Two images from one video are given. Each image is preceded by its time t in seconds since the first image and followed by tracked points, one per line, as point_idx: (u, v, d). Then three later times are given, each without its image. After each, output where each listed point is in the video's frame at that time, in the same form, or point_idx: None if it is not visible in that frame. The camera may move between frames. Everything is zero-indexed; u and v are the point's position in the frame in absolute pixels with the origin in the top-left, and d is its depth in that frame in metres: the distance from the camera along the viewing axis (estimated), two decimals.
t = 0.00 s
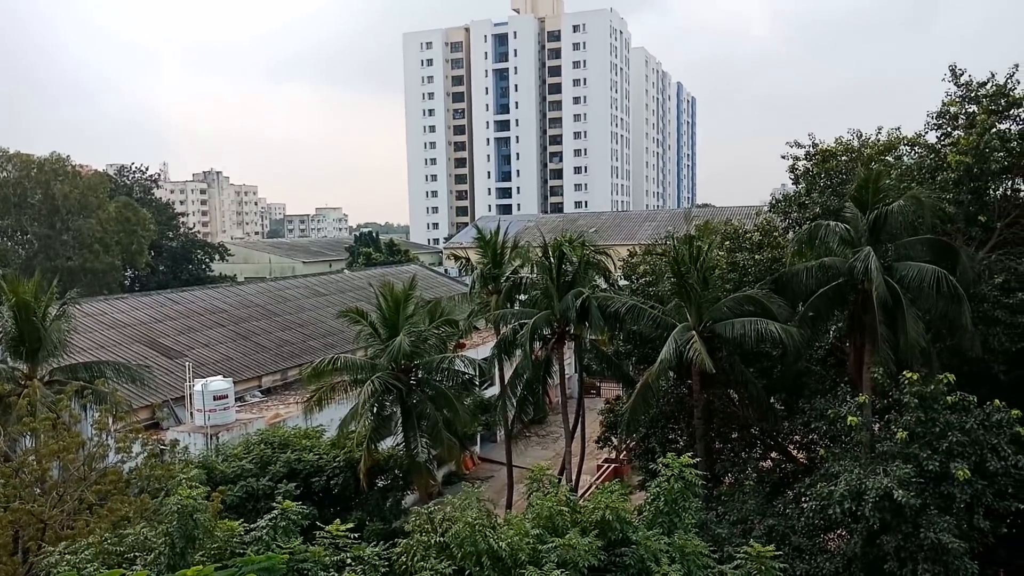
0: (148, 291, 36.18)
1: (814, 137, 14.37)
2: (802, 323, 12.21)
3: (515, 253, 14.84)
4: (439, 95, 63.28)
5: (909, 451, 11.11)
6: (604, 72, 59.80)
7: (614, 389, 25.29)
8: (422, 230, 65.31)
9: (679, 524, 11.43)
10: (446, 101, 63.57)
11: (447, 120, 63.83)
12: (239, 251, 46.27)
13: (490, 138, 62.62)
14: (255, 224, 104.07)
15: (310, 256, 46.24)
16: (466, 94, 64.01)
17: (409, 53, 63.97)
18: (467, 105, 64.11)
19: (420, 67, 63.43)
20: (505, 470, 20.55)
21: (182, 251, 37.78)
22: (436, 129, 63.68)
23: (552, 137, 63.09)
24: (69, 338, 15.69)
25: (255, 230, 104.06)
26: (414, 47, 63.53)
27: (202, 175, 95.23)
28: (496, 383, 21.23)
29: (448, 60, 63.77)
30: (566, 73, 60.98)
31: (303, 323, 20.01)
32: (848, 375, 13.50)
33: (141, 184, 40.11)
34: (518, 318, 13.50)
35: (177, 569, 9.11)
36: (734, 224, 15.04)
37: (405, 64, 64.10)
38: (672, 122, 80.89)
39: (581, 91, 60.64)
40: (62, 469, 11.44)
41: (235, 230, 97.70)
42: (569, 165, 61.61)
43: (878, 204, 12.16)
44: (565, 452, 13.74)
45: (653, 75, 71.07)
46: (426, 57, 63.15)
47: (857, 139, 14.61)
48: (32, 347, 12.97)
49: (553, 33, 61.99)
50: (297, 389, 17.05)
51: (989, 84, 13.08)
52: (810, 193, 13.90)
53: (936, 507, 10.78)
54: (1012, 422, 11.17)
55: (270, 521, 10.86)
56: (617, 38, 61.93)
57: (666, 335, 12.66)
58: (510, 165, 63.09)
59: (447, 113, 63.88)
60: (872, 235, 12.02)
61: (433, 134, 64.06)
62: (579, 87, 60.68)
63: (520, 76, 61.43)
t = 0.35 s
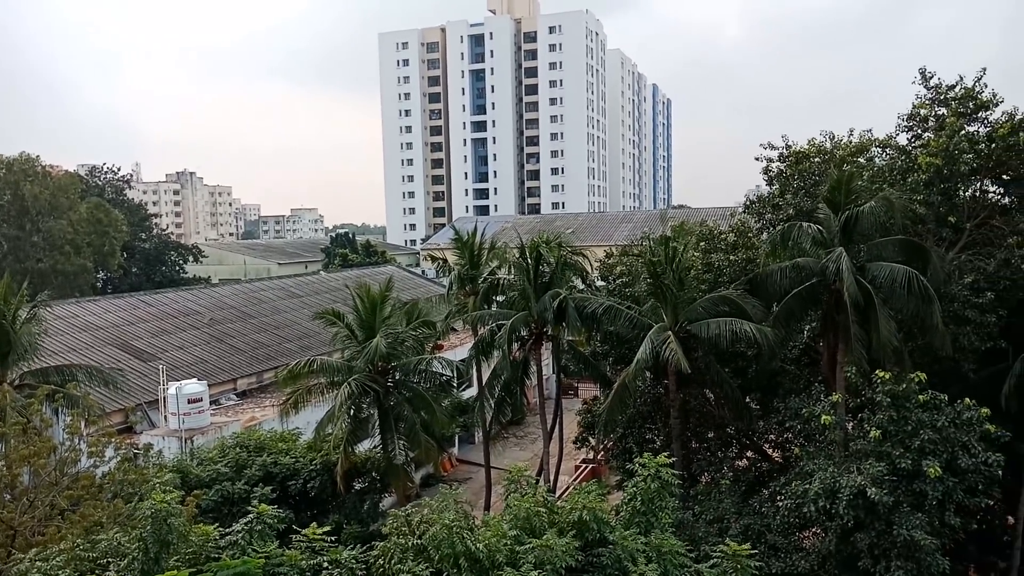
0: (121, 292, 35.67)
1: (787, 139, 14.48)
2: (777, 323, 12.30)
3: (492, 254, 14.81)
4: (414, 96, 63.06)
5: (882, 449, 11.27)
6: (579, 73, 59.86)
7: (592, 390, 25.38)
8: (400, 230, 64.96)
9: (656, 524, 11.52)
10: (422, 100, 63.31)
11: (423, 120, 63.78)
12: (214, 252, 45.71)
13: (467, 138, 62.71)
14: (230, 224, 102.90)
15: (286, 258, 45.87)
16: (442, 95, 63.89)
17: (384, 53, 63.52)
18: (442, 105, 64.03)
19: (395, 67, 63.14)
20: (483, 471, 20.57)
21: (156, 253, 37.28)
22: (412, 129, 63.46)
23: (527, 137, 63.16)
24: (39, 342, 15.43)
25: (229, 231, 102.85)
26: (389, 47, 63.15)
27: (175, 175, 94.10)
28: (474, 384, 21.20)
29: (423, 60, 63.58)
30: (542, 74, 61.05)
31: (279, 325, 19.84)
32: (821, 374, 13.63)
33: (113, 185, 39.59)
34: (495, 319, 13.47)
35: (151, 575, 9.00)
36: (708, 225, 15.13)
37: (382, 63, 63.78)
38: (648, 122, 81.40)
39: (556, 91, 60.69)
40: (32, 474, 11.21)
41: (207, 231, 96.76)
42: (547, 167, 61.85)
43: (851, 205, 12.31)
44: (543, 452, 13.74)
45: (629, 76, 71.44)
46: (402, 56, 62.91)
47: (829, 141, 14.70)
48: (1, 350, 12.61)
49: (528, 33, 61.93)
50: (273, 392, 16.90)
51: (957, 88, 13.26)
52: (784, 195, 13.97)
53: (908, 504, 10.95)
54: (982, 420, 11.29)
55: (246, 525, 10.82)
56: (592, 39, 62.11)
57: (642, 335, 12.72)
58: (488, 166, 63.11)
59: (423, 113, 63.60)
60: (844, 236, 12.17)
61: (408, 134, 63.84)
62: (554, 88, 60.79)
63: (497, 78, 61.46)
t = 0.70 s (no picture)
0: (91, 293, 35.19)
1: (760, 139, 14.58)
2: (750, 322, 12.41)
3: (468, 254, 14.77)
4: (389, 95, 62.71)
5: (854, 446, 11.40)
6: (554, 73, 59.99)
7: (568, 389, 25.44)
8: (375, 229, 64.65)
9: (630, 522, 11.58)
10: (397, 100, 62.99)
11: (399, 120, 63.52)
12: (187, 252, 45.17)
13: (444, 138, 62.53)
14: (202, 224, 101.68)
15: (260, 257, 45.44)
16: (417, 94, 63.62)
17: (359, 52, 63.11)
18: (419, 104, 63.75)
19: (371, 66, 62.79)
20: (460, 471, 20.56)
21: (127, 253, 36.82)
22: (387, 128, 63.14)
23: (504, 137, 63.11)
24: (7, 343, 15.14)
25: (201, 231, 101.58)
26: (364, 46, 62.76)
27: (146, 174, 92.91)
28: (450, 384, 21.17)
29: (398, 59, 63.24)
30: (518, 74, 61.03)
31: (252, 326, 19.64)
32: (794, 372, 13.75)
33: (83, 184, 39.03)
34: (471, 319, 13.39)
35: None
36: (683, 225, 15.22)
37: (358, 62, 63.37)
38: (623, 123, 81.91)
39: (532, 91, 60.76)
40: None
41: (182, 230, 95.47)
42: (523, 167, 61.86)
43: (822, 204, 12.45)
44: (519, 451, 13.73)
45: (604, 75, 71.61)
46: (377, 56, 62.55)
47: (802, 141, 14.83)
48: None
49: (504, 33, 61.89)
50: (247, 393, 16.75)
51: (927, 89, 13.41)
52: (757, 195, 14.09)
53: (879, 500, 11.10)
54: (951, 416, 11.47)
55: (218, 527, 10.74)
56: (567, 39, 62.21)
57: (618, 334, 12.76)
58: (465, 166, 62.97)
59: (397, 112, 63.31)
60: (816, 235, 12.32)
61: (383, 133, 63.45)
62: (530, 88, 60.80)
63: (473, 77, 61.33)
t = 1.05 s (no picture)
0: (59, 297, 34.66)
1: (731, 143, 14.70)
2: (722, 324, 12.52)
3: (443, 256, 14.72)
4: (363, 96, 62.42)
5: (825, 446, 11.53)
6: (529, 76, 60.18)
7: (542, 390, 25.53)
8: (350, 231, 64.37)
9: (605, 523, 11.62)
10: (371, 101, 62.74)
11: (373, 121, 63.26)
12: (158, 256, 44.60)
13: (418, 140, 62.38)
14: (173, 226, 100.41)
15: (231, 261, 44.95)
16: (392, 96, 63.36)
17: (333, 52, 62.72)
18: (393, 105, 63.47)
19: (345, 67, 62.45)
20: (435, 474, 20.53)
21: (96, 255, 36.32)
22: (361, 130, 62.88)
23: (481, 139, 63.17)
24: None
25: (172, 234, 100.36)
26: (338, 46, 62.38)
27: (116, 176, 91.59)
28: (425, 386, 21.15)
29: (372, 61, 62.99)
30: (493, 76, 61.04)
31: (224, 329, 19.45)
32: (766, 372, 13.85)
33: (50, 186, 38.40)
34: (446, 322, 13.35)
35: None
36: (657, 227, 15.32)
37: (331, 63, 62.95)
38: (598, 125, 82.36)
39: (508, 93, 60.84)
40: None
41: (150, 232, 94.74)
42: (498, 169, 61.91)
43: (793, 207, 12.59)
44: (494, 454, 13.72)
45: (578, 78, 71.91)
46: (351, 57, 62.22)
47: (773, 144, 14.97)
48: None
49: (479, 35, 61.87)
50: (219, 397, 16.59)
51: (894, 93, 13.60)
52: (728, 198, 14.23)
53: (850, 500, 11.23)
54: (919, 416, 11.63)
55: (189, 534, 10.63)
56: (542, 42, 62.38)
57: (593, 336, 12.80)
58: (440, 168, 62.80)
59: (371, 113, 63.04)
60: (786, 238, 12.46)
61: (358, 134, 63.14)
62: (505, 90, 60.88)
63: (447, 78, 61.22)
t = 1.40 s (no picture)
0: (27, 296, 34.09)
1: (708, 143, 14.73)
2: (699, 323, 12.53)
3: (420, 256, 14.60)
4: (338, 93, 61.93)
5: (800, 445, 11.56)
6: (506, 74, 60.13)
7: (520, 390, 25.52)
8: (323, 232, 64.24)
9: (581, 521, 11.58)
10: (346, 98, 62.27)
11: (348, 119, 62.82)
12: (129, 255, 43.89)
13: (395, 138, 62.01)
14: (144, 224, 98.95)
15: (202, 260, 44.37)
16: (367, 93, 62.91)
17: (307, 49, 62.14)
18: (369, 103, 62.99)
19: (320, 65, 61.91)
20: (412, 475, 20.42)
21: (64, 255, 35.76)
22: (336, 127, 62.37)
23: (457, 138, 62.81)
24: None
25: (145, 232, 99.01)
26: (313, 43, 61.82)
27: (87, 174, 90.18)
28: (401, 387, 21.00)
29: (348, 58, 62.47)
30: (469, 74, 60.88)
31: (197, 330, 19.18)
32: (742, 372, 13.85)
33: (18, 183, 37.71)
34: (422, 322, 13.21)
35: None
36: (634, 227, 15.31)
37: (306, 60, 62.38)
38: (575, 125, 82.52)
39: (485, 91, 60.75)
40: None
41: (122, 231, 93.47)
42: (475, 167, 61.85)
43: (769, 207, 12.68)
44: (471, 454, 13.61)
45: (555, 77, 71.98)
46: (327, 54, 61.74)
47: (749, 145, 15.00)
48: None
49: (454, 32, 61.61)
50: (191, 399, 16.34)
51: (868, 94, 13.69)
52: (705, 198, 14.24)
53: (824, 496, 11.28)
54: (893, 414, 11.69)
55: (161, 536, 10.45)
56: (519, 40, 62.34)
57: (569, 336, 12.72)
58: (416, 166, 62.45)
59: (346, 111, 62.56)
60: (762, 238, 12.52)
61: (332, 132, 62.64)
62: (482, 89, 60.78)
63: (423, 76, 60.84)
